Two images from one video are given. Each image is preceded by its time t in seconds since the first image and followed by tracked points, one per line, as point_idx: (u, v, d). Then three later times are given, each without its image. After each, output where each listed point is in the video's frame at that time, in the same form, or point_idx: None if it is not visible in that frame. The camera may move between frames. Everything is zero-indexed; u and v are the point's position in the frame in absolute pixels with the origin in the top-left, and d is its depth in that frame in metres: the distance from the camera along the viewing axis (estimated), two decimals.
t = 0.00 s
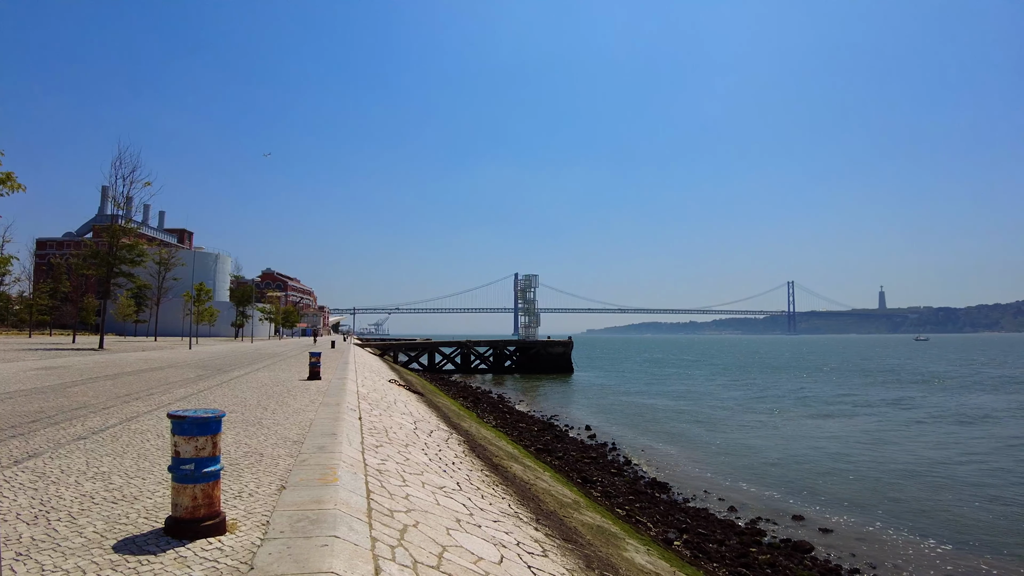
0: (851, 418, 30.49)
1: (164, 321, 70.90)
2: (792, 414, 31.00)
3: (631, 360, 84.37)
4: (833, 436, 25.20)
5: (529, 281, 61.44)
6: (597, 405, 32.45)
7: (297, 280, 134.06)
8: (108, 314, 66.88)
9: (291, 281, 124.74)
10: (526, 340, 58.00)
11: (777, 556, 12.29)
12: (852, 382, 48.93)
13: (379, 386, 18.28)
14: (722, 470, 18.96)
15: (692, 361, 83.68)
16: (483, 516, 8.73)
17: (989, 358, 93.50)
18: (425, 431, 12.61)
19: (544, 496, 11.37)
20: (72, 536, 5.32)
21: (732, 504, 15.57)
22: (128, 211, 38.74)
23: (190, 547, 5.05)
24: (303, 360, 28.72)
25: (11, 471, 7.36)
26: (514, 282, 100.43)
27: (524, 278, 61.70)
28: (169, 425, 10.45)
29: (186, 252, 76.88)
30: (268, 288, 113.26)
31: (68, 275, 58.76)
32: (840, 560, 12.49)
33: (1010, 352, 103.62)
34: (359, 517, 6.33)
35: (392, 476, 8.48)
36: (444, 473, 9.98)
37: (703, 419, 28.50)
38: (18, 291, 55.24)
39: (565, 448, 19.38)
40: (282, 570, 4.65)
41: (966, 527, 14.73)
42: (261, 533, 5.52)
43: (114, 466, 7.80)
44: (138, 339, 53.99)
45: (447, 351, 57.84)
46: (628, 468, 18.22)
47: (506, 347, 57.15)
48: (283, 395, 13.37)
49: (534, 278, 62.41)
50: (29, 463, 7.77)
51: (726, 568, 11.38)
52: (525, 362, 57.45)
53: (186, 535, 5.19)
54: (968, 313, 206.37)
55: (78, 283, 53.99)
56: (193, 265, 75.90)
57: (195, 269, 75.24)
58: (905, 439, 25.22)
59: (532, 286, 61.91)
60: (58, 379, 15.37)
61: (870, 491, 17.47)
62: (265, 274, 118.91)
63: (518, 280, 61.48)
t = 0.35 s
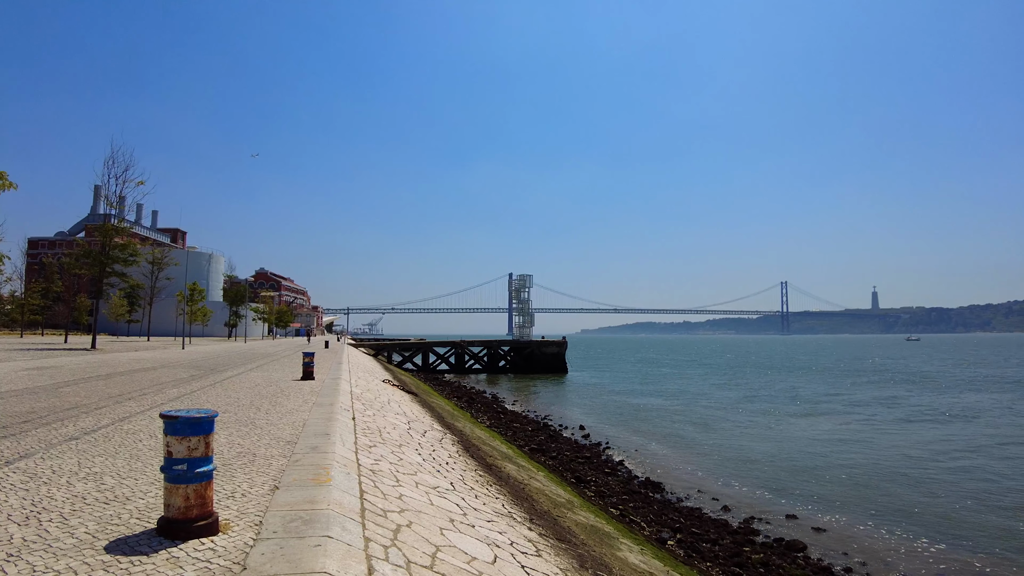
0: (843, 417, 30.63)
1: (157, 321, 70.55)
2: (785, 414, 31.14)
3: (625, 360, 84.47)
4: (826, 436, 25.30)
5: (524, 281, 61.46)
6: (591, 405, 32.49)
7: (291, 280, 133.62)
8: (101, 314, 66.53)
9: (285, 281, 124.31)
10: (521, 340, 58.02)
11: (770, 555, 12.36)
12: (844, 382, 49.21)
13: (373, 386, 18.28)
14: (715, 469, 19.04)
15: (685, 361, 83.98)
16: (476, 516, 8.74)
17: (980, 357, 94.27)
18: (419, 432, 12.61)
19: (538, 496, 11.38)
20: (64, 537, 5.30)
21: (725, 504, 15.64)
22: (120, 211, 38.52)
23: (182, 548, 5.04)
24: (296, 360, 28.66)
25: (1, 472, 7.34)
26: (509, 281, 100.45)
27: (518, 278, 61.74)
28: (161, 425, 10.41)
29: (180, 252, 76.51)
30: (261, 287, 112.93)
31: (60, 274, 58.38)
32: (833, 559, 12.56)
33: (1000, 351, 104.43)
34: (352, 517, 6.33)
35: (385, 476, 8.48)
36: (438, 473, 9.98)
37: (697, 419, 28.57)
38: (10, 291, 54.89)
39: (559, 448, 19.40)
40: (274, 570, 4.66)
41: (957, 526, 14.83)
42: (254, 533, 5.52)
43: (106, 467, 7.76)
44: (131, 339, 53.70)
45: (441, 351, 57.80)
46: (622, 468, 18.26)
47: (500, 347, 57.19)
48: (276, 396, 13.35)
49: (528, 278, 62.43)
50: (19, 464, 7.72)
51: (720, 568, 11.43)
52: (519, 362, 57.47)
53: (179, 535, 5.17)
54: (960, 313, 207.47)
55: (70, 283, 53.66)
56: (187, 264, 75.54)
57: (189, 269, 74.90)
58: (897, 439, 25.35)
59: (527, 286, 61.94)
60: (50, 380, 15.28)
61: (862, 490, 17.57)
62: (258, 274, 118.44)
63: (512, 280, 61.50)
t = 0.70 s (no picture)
0: (835, 417, 30.81)
1: (150, 321, 70.16)
2: (777, 414, 31.24)
3: (619, 360, 84.59)
4: (817, 436, 25.45)
5: (518, 281, 61.51)
6: (585, 405, 32.52)
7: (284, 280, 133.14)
8: (92, 314, 66.15)
9: (278, 281, 123.88)
10: (515, 339, 58.04)
11: (763, 554, 12.42)
12: (837, 382, 49.42)
13: (366, 386, 18.27)
14: (708, 469, 19.11)
15: (679, 361, 84.17)
16: (470, 516, 8.75)
17: (971, 356, 95.00)
18: (412, 432, 12.60)
19: (532, 496, 11.39)
20: (55, 539, 5.27)
21: (719, 503, 15.71)
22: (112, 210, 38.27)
23: (174, 548, 5.03)
24: (289, 360, 28.58)
25: None
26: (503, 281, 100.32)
27: (512, 278, 61.79)
28: (153, 425, 10.36)
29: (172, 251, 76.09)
30: (255, 287, 112.56)
31: (51, 274, 57.94)
32: (826, 558, 12.65)
33: (991, 352, 105.26)
34: (345, 517, 6.33)
35: (379, 476, 8.48)
36: (431, 473, 9.98)
37: (690, 419, 28.67)
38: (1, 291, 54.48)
39: (553, 448, 19.42)
40: (267, 571, 4.65)
41: (948, 525, 14.95)
42: (247, 534, 5.52)
43: (97, 468, 7.71)
44: (123, 339, 53.38)
45: (435, 351, 57.74)
46: (615, 468, 18.31)
47: (494, 347, 57.14)
48: (269, 396, 13.32)
49: (522, 278, 62.48)
50: (9, 466, 7.66)
51: (713, 567, 11.49)
52: (513, 362, 57.51)
53: (171, 536, 5.16)
54: (952, 313, 208.60)
55: (62, 283, 53.29)
56: (179, 264, 75.17)
57: (181, 268, 74.54)
58: (888, 438, 25.50)
59: (521, 286, 61.99)
60: (41, 380, 15.18)
61: (854, 489, 17.69)
62: (251, 274, 117.99)
63: (506, 280, 61.54)
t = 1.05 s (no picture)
0: (827, 416, 30.94)
1: (142, 320, 69.74)
2: (771, 414, 31.32)
3: (613, 360, 84.67)
4: (809, 435, 25.57)
5: (511, 281, 61.51)
6: (578, 405, 32.54)
7: (277, 279, 132.63)
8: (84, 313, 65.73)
9: (271, 280, 123.32)
10: (508, 340, 58.03)
11: (756, 553, 12.49)
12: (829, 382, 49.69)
13: (359, 386, 18.23)
14: (702, 469, 19.18)
15: (672, 360, 84.40)
16: (463, 516, 8.75)
17: (961, 356, 95.73)
18: (406, 432, 12.59)
19: (525, 496, 11.40)
20: (46, 539, 5.25)
21: (712, 503, 15.77)
22: (104, 209, 38.02)
23: (166, 549, 5.01)
24: (282, 360, 28.48)
25: None
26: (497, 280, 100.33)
27: (506, 278, 61.79)
28: (145, 426, 10.31)
29: (165, 251, 75.66)
30: (248, 286, 112.16)
31: (42, 273, 57.52)
32: (819, 557, 12.73)
33: (981, 352, 106.11)
34: (338, 517, 6.33)
35: (372, 476, 8.47)
36: (425, 473, 9.98)
37: (683, 419, 28.75)
38: None
39: (546, 448, 19.43)
40: (260, 571, 4.65)
41: (940, 524, 15.07)
42: (239, 534, 5.51)
43: (89, 468, 7.67)
44: (115, 339, 53.05)
45: (429, 351, 57.65)
46: (609, 467, 18.34)
47: (488, 347, 57.08)
48: (262, 396, 13.28)
49: (515, 278, 62.47)
50: None
51: (706, 566, 11.54)
52: (507, 361, 57.49)
53: (163, 536, 5.14)
54: (943, 313, 209.82)
55: (53, 282, 52.91)
56: (172, 263, 74.77)
57: (174, 268, 74.15)
58: (880, 438, 25.63)
59: (514, 286, 62.00)
60: (32, 380, 15.08)
61: (846, 489, 17.80)
62: (244, 274, 117.50)
63: (500, 280, 61.54)
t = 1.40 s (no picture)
0: (819, 416, 31.07)
1: (134, 320, 69.33)
2: (763, 413, 31.42)
3: (607, 360, 84.73)
4: (802, 435, 25.67)
5: (505, 281, 61.49)
6: (572, 405, 32.56)
7: (270, 279, 132.13)
8: (76, 313, 65.31)
9: (264, 280, 122.87)
10: (502, 339, 58.00)
11: (749, 552, 12.54)
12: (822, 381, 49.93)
13: (353, 386, 18.19)
14: (695, 468, 19.24)
15: (666, 360, 84.53)
16: (456, 516, 8.76)
17: (953, 356, 96.32)
18: (399, 432, 12.58)
19: (519, 496, 11.41)
20: (36, 540, 5.22)
21: (705, 502, 15.83)
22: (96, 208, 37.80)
23: (157, 550, 4.99)
24: (275, 360, 28.38)
25: None
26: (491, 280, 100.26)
27: (500, 278, 61.77)
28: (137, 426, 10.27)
29: (157, 250, 75.24)
30: (241, 286, 111.67)
31: (33, 272, 57.10)
32: (811, 556, 12.80)
33: (972, 352, 106.79)
34: (331, 517, 6.33)
35: (365, 476, 8.46)
36: (418, 473, 9.98)
37: (677, 418, 28.81)
38: None
39: (540, 447, 19.45)
40: (252, 571, 4.65)
41: (931, 522, 15.18)
42: (232, 534, 5.49)
43: (80, 468, 7.63)
44: (108, 339, 52.73)
45: (422, 351, 57.57)
46: (602, 467, 18.38)
47: (481, 347, 57.05)
48: (255, 396, 13.24)
49: (509, 277, 62.46)
50: None
51: (699, 565, 11.59)
52: (501, 361, 57.47)
53: (154, 537, 5.12)
54: (935, 313, 211.13)
55: (44, 281, 52.53)
56: (164, 262, 74.37)
57: (166, 267, 73.75)
58: (872, 437, 25.76)
59: (508, 285, 61.97)
60: (23, 380, 14.98)
61: (839, 488, 17.91)
62: (237, 274, 117.02)
63: (494, 279, 61.50)
